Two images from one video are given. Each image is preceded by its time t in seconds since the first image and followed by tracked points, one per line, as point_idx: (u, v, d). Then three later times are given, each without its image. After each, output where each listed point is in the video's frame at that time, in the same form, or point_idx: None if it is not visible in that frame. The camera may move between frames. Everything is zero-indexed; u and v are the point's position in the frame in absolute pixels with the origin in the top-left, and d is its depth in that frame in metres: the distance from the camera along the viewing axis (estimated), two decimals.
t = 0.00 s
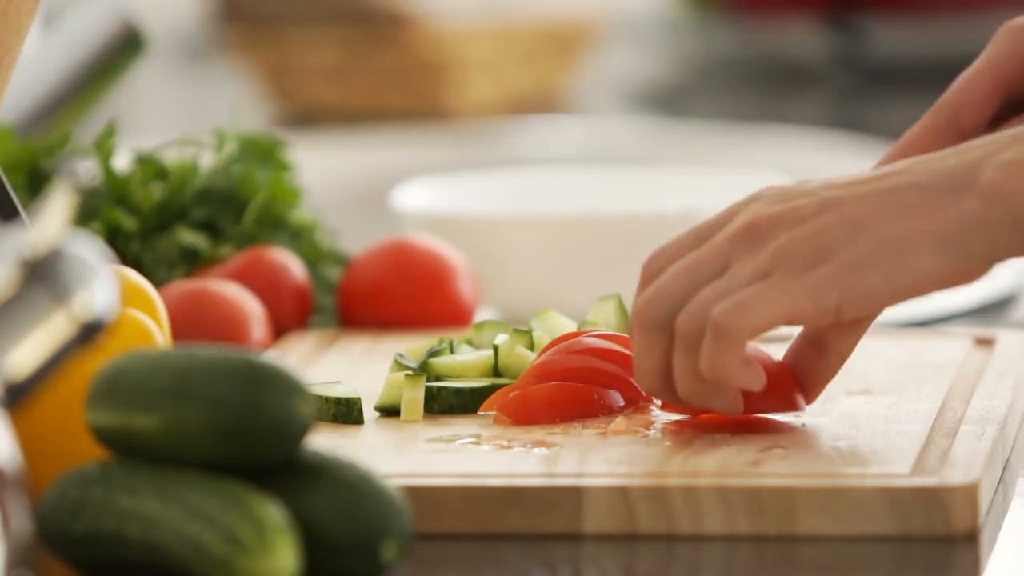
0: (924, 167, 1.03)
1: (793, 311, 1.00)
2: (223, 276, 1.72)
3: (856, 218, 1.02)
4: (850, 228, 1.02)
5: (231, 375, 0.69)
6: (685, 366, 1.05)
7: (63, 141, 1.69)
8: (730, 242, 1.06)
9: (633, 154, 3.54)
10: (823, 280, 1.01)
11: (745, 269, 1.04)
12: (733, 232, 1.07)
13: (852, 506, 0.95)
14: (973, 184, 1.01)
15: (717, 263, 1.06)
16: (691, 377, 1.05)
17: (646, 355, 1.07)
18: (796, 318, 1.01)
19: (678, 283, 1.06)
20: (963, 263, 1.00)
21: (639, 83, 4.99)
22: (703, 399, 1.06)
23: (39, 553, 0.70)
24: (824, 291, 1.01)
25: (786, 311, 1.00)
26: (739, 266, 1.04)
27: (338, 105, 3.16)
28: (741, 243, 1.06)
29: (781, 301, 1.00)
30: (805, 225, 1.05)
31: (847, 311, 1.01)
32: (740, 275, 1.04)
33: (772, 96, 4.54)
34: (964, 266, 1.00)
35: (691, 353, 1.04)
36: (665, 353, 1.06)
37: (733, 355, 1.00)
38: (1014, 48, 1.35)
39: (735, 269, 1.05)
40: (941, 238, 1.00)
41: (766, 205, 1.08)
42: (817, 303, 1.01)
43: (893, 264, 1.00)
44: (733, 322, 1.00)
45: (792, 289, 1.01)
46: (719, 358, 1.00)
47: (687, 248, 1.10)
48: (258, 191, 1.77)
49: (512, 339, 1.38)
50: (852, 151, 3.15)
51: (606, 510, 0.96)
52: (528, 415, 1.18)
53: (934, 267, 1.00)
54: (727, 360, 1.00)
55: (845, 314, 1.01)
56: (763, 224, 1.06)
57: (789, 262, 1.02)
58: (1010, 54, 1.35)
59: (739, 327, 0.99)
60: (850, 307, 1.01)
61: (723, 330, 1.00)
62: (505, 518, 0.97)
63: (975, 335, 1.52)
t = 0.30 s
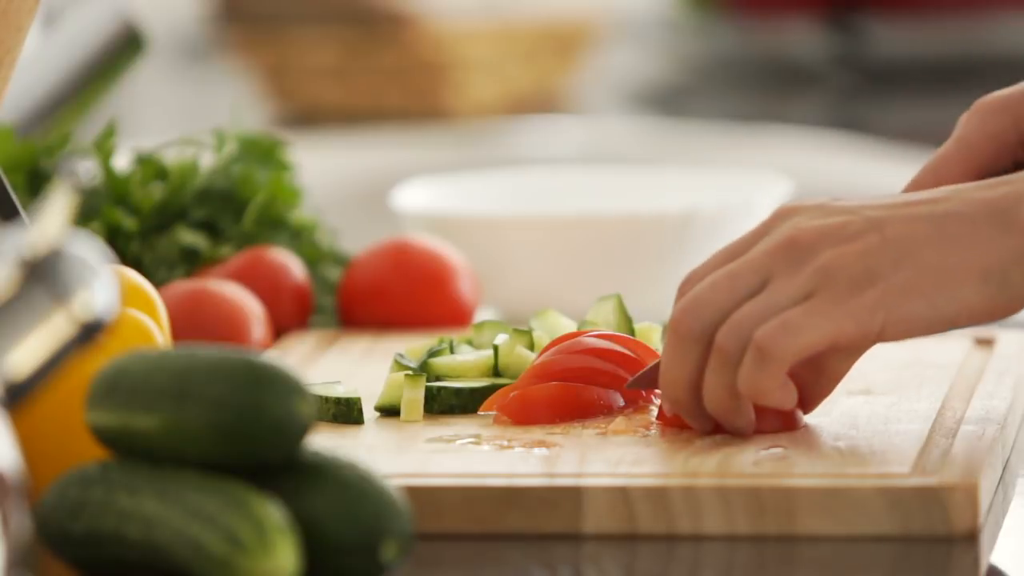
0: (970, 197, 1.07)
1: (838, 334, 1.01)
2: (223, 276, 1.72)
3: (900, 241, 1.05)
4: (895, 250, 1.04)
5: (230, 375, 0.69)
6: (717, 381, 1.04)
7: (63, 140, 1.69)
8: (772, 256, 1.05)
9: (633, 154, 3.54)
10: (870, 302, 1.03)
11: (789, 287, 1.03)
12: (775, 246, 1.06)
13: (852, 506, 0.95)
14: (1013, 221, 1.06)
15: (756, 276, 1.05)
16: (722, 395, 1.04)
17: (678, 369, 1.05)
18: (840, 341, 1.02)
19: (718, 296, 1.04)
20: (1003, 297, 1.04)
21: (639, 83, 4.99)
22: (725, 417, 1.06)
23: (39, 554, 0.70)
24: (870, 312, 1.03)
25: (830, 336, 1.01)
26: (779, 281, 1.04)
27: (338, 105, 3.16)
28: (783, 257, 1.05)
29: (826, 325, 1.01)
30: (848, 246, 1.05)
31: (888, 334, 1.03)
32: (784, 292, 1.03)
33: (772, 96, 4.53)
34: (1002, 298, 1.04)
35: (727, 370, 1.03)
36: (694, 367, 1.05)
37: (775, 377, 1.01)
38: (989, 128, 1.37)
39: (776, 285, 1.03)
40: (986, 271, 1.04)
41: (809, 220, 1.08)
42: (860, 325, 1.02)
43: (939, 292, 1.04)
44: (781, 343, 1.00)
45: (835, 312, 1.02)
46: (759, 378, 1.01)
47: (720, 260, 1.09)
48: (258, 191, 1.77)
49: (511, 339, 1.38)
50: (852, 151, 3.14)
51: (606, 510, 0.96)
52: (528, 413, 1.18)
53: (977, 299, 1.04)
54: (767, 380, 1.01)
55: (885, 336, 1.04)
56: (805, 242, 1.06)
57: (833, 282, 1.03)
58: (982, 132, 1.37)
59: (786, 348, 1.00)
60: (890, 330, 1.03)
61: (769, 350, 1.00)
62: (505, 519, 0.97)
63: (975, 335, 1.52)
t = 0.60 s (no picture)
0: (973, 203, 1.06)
1: (842, 345, 1.01)
2: (223, 276, 1.72)
3: (904, 253, 1.04)
4: (901, 262, 1.04)
5: (231, 375, 0.69)
6: (714, 388, 1.05)
7: (63, 140, 1.69)
8: (774, 267, 1.05)
9: (632, 154, 3.54)
10: (875, 313, 1.02)
11: (792, 299, 1.03)
12: (776, 257, 1.05)
13: (852, 506, 0.95)
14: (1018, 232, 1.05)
15: (757, 288, 1.04)
16: (720, 401, 1.05)
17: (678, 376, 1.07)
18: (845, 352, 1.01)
19: (718, 306, 1.04)
20: (1007, 307, 1.04)
21: (639, 83, 4.99)
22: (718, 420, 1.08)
23: (39, 554, 0.70)
24: (875, 324, 1.02)
25: (835, 346, 1.01)
26: (781, 293, 1.03)
27: (338, 106, 3.16)
28: (784, 269, 1.05)
29: (829, 337, 1.01)
30: (851, 257, 1.04)
31: (894, 345, 1.03)
32: (786, 304, 1.03)
33: (772, 96, 4.53)
34: (1005, 308, 1.04)
35: (725, 377, 1.04)
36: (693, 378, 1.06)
37: (776, 386, 1.01)
38: (969, 95, 1.34)
39: (778, 297, 1.03)
40: (991, 282, 1.04)
41: (811, 232, 1.07)
42: (864, 336, 1.02)
43: (944, 304, 1.03)
44: (785, 353, 1.00)
45: (841, 323, 1.01)
46: (762, 387, 1.02)
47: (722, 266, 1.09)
48: (258, 191, 1.77)
49: (511, 339, 1.38)
50: (851, 151, 3.15)
51: (606, 509, 0.96)
52: (528, 413, 1.18)
53: (980, 309, 1.04)
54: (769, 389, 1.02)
55: (890, 347, 1.03)
56: (807, 253, 1.05)
57: (836, 293, 1.02)
58: (961, 98, 1.34)
59: (789, 358, 1.00)
60: (896, 342, 1.03)
61: (772, 361, 1.00)
62: (504, 519, 0.97)
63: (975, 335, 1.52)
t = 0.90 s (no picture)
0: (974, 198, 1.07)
1: (846, 330, 1.02)
2: (223, 276, 1.72)
3: (904, 248, 1.05)
4: (901, 256, 1.05)
5: (231, 374, 0.69)
6: (711, 376, 1.03)
7: (63, 140, 1.69)
8: (774, 262, 1.07)
9: (632, 154, 3.54)
10: (878, 302, 1.03)
11: (796, 285, 1.04)
12: (774, 254, 1.07)
13: (853, 506, 0.95)
14: (1018, 229, 1.05)
15: (758, 280, 1.06)
16: (716, 391, 1.04)
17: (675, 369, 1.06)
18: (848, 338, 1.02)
19: (719, 296, 1.06)
20: (1009, 302, 1.04)
21: (639, 83, 4.98)
22: (711, 417, 1.06)
23: (39, 554, 0.70)
24: (879, 315, 1.03)
25: (839, 330, 1.01)
26: (783, 282, 1.05)
27: (338, 106, 3.16)
28: (784, 264, 1.07)
29: (833, 322, 1.01)
30: (852, 249, 1.06)
31: (898, 339, 1.03)
32: (789, 291, 1.04)
33: (771, 96, 4.54)
34: (1007, 303, 1.04)
35: (722, 362, 1.03)
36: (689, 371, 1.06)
37: (780, 365, 1.00)
38: (1000, 125, 1.37)
39: (781, 285, 1.05)
40: (992, 277, 1.04)
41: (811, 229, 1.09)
42: (868, 325, 1.02)
43: (944, 297, 1.04)
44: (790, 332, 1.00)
45: (845, 308, 1.02)
46: (764, 367, 1.00)
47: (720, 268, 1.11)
48: (258, 191, 1.77)
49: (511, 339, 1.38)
50: (851, 151, 3.14)
51: (606, 509, 0.96)
52: (528, 413, 1.18)
53: (983, 303, 1.04)
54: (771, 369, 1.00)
55: (894, 341, 1.03)
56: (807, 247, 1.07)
57: (837, 284, 1.04)
58: (994, 128, 1.37)
59: (794, 336, 1.00)
60: (900, 336, 1.03)
61: (776, 337, 1.00)
62: (504, 518, 0.97)
63: (975, 335, 1.52)
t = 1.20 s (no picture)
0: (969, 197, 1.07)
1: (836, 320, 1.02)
2: (223, 276, 1.72)
3: (899, 243, 1.05)
4: (896, 252, 1.05)
5: (231, 374, 0.69)
6: (706, 366, 1.05)
7: (63, 140, 1.69)
8: (768, 252, 1.07)
9: (632, 154, 3.54)
10: (871, 296, 1.03)
11: (787, 274, 1.05)
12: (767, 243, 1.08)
13: (853, 506, 0.95)
14: (1015, 228, 1.05)
15: (750, 270, 1.07)
16: (711, 380, 1.05)
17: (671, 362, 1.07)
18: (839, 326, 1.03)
19: (710, 287, 1.07)
20: (1002, 303, 1.04)
21: (639, 83, 4.98)
22: (710, 408, 1.07)
23: (39, 554, 0.70)
24: (871, 309, 1.03)
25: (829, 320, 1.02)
26: (774, 271, 1.06)
27: (338, 106, 3.16)
28: (778, 255, 1.07)
29: (824, 311, 1.02)
30: (846, 241, 1.06)
31: (889, 334, 1.03)
32: (780, 278, 1.05)
33: (772, 97, 4.54)
34: (1002, 303, 1.04)
35: (713, 352, 1.04)
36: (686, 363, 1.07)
37: (769, 347, 1.01)
38: (982, 118, 1.37)
39: (772, 274, 1.06)
40: (987, 276, 1.04)
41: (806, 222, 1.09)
42: (859, 318, 1.03)
43: (939, 295, 1.04)
44: (779, 314, 1.01)
45: (837, 297, 1.03)
46: (755, 349, 1.01)
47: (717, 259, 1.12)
48: (259, 191, 1.77)
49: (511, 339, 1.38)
50: (851, 151, 3.14)
51: (606, 509, 0.96)
52: (528, 412, 1.18)
53: (977, 302, 1.04)
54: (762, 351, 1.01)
55: (885, 336, 1.04)
56: (802, 241, 1.07)
57: (831, 278, 1.04)
58: (975, 122, 1.37)
59: (783, 318, 1.01)
60: (891, 331, 1.03)
61: (765, 319, 1.01)
62: (504, 518, 0.97)
63: (975, 335, 1.52)
